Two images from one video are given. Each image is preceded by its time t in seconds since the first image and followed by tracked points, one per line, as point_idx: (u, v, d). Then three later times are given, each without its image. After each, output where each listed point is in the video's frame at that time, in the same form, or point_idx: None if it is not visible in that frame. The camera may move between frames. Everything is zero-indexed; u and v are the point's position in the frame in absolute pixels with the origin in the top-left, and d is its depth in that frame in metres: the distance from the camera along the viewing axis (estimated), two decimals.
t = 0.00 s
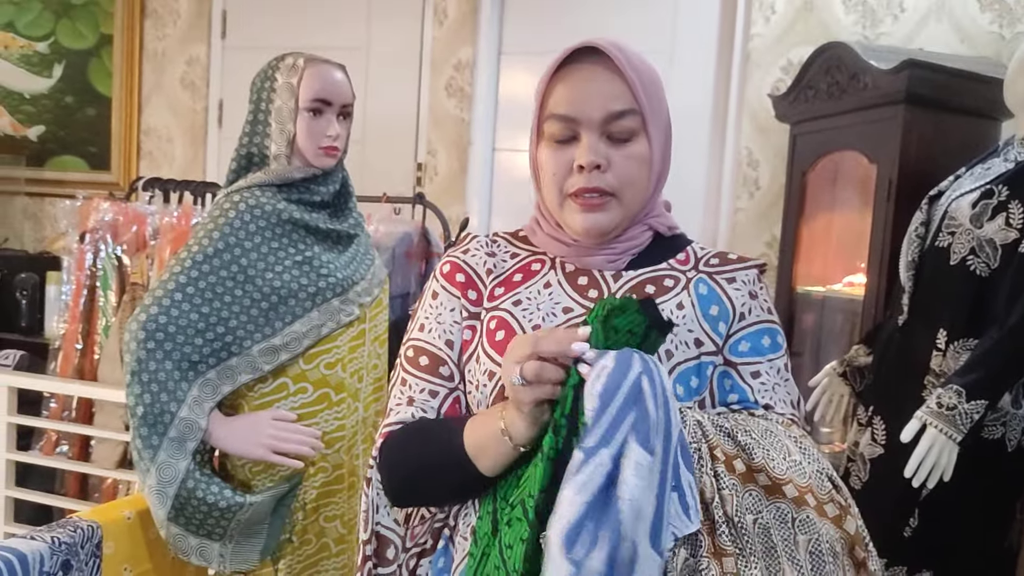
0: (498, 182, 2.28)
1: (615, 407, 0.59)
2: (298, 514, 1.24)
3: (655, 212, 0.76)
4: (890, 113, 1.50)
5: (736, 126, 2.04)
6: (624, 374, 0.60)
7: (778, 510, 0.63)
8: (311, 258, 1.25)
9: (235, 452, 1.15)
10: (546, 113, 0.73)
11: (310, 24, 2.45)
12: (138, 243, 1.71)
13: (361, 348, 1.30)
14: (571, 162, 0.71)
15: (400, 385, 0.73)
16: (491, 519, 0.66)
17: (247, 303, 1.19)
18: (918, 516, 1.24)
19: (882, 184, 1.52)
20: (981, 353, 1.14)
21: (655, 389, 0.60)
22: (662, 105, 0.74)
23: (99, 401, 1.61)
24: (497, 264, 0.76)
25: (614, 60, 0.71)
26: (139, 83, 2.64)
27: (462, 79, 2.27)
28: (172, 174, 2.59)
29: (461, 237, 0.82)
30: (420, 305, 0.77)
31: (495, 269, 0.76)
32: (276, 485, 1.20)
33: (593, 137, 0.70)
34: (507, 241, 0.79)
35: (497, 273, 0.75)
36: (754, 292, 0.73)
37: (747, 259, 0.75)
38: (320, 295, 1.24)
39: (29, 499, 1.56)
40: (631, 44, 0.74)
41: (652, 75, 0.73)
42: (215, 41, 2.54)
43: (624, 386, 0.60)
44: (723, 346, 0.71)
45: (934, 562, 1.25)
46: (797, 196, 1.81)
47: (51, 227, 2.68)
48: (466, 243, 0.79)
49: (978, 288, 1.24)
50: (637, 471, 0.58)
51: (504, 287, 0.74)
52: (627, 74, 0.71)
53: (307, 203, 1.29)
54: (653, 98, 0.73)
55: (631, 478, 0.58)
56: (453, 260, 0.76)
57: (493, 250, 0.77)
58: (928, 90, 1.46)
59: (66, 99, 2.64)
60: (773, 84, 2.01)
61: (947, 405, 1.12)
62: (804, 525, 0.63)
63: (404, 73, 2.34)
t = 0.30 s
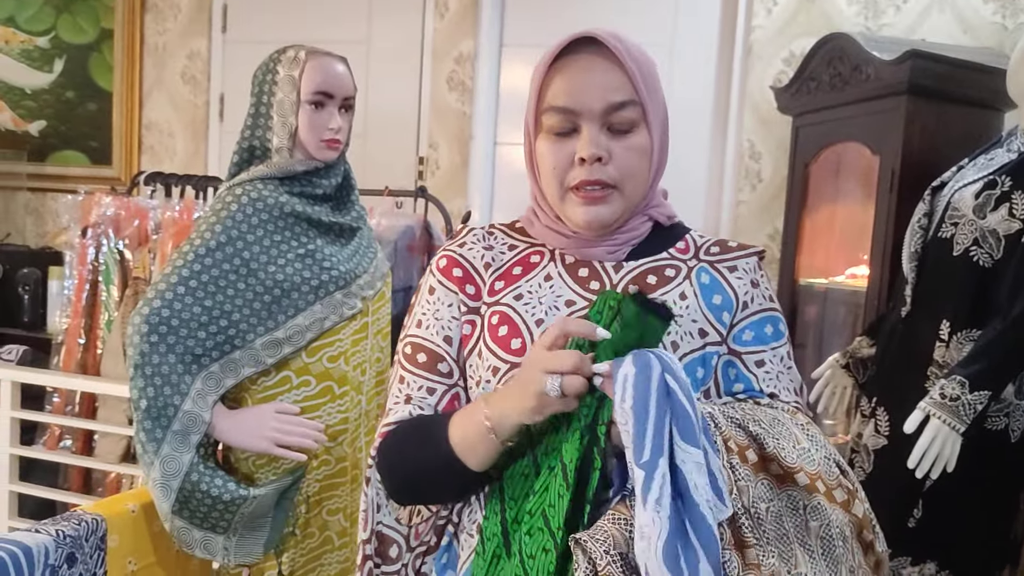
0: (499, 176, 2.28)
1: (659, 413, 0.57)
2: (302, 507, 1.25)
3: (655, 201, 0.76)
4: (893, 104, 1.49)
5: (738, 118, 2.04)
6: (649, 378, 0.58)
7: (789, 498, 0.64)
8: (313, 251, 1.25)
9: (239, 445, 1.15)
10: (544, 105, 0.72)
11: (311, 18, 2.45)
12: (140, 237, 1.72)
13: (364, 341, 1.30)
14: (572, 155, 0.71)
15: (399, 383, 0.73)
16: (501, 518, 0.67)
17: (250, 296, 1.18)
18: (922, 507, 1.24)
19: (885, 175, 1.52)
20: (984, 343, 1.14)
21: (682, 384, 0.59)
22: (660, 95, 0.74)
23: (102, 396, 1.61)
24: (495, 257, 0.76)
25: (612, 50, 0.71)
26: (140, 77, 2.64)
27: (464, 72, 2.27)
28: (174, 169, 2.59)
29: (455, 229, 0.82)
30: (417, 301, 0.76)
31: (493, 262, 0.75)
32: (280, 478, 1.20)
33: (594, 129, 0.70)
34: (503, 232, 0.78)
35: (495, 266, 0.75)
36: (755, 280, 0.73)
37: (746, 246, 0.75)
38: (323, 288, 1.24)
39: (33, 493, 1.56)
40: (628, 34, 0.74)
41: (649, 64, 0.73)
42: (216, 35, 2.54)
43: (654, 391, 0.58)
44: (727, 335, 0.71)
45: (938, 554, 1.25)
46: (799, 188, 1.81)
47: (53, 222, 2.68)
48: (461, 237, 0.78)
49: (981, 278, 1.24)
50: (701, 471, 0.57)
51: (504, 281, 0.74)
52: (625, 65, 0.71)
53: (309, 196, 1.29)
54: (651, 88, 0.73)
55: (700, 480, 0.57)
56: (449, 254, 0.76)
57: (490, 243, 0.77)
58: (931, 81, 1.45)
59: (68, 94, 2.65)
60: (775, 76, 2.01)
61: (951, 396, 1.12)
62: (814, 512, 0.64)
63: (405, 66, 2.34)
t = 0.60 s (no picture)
0: (501, 169, 2.28)
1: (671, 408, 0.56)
2: (306, 501, 1.25)
3: (651, 193, 0.76)
4: (896, 96, 1.49)
5: (741, 111, 2.04)
6: (659, 368, 0.56)
7: (794, 489, 0.64)
8: (316, 245, 1.25)
9: (242, 438, 1.15)
10: (538, 98, 0.72)
11: (312, 12, 2.45)
12: (142, 232, 1.72)
13: (367, 335, 1.30)
14: (568, 147, 0.71)
15: (399, 385, 0.73)
16: (505, 522, 0.68)
17: (253, 290, 1.18)
18: (924, 500, 1.24)
19: (888, 169, 1.52)
20: (988, 336, 1.14)
21: (692, 376, 0.57)
22: (654, 86, 0.74)
23: (106, 390, 1.61)
24: (491, 254, 0.76)
25: (605, 42, 0.71)
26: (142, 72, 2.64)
27: (465, 66, 2.27)
28: (176, 163, 2.59)
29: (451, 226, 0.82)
30: (413, 299, 0.76)
31: (489, 259, 0.75)
32: (284, 471, 1.20)
33: (589, 122, 0.70)
34: (498, 228, 0.78)
35: (492, 263, 0.75)
36: (754, 271, 0.73)
37: (743, 237, 0.75)
38: (325, 282, 1.24)
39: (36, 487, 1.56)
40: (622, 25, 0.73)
41: (643, 54, 0.73)
42: (217, 29, 2.53)
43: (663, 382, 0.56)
44: (727, 327, 0.71)
45: (941, 547, 1.25)
46: (802, 181, 1.80)
47: (55, 217, 2.69)
48: (455, 234, 0.78)
49: (985, 271, 1.23)
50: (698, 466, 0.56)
51: (501, 278, 0.73)
52: (618, 56, 0.70)
53: (311, 190, 1.28)
54: (645, 78, 0.73)
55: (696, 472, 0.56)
56: (445, 252, 0.76)
57: (485, 239, 0.77)
58: (934, 73, 1.45)
59: (70, 88, 2.65)
60: (778, 69, 2.00)
61: (954, 388, 1.12)
62: (822, 502, 0.64)
63: (407, 60, 2.33)
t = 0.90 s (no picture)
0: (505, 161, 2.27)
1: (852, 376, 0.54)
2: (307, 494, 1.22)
3: (649, 184, 0.77)
4: (901, 88, 1.48)
5: (746, 104, 2.03)
6: (846, 363, 0.54)
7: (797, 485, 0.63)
8: (320, 236, 1.25)
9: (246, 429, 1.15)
10: (526, 89, 0.71)
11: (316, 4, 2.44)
12: (147, 223, 1.71)
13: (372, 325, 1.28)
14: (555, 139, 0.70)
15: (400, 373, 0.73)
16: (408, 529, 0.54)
17: (257, 280, 1.18)
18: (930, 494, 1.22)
19: (893, 161, 1.51)
20: (992, 329, 1.14)
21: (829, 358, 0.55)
22: (645, 75, 0.74)
23: (110, 381, 1.62)
24: (490, 241, 0.75)
25: (592, 31, 0.70)
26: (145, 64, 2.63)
27: (469, 57, 2.26)
28: (180, 155, 2.59)
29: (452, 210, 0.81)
30: (404, 273, 0.76)
31: (488, 246, 0.75)
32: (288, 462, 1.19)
33: (576, 113, 0.69)
34: (498, 215, 0.78)
35: (490, 251, 0.75)
36: (757, 260, 0.73)
37: (745, 226, 0.74)
38: (330, 273, 1.23)
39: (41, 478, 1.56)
40: (612, 13, 0.73)
41: (633, 43, 0.72)
42: (221, 20, 2.52)
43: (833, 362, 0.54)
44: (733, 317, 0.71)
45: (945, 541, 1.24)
46: (807, 173, 1.80)
47: (59, 208, 2.69)
48: (456, 219, 0.77)
49: (990, 263, 1.23)
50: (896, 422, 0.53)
51: (501, 267, 0.74)
52: (605, 45, 0.70)
53: (316, 180, 1.28)
54: (634, 67, 0.72)
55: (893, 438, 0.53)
56: (444, 235, 0.74)
57: (485, 226, 0.76)
58: (941, 65, 1.44)
59: (74, 80, 2.66)
60: (783, 61, 2.00)
61: (958, 380, 1.12)
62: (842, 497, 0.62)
63: (411, 51, 2.33)
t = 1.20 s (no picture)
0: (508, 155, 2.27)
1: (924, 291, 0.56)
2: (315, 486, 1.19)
3: (664, 181, 0.82)
4: (905, 83, 1.49)
5: (750, 98, 2.03)
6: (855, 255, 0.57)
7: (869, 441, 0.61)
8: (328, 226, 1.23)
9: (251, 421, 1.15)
10: (544, 81, 0.76)
11: None
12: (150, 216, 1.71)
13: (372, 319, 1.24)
14: (568, 129, 0.74)
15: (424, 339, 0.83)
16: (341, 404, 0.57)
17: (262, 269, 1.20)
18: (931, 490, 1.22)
19: (898, 155, 1.51)
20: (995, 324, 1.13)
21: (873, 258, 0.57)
22: (660, 75, 0.79)
23: (114, 373, 1.62)
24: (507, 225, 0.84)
25: (611, 32, 0.76)
26: (149, 56, 2.63)
27: (473, 51, 2.26)
28: (184, 148, 2.59)
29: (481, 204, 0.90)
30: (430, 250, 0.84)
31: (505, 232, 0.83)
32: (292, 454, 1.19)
33: (588, 104, 0.73)
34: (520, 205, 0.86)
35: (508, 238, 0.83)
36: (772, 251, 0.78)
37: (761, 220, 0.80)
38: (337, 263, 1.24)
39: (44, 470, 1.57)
40: (630, 18, 0.79)
41: (649, 45, 0.78)
42: (224, 13, 2.52)
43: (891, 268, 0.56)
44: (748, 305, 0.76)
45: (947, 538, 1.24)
46: (811, 168, 1.81)
47: (62, 201, 2.70)
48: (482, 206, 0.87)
49: (996, 256, 1.22)
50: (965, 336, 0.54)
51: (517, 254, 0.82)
52: (620, 41, 0.75)
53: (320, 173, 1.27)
54: (647, 63, 0.77)
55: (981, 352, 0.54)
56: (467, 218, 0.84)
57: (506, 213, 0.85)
58: (946, 59, 1.43)
59: (78, 72, 2.67)
60: (788, 56, 1.99)
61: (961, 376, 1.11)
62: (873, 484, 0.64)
63: (415, 45, 2.33)
